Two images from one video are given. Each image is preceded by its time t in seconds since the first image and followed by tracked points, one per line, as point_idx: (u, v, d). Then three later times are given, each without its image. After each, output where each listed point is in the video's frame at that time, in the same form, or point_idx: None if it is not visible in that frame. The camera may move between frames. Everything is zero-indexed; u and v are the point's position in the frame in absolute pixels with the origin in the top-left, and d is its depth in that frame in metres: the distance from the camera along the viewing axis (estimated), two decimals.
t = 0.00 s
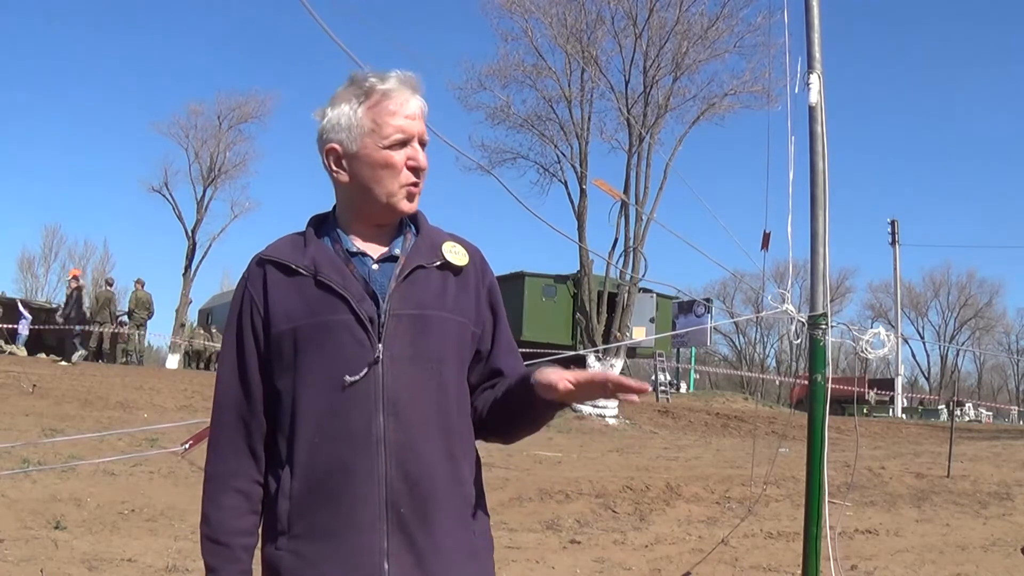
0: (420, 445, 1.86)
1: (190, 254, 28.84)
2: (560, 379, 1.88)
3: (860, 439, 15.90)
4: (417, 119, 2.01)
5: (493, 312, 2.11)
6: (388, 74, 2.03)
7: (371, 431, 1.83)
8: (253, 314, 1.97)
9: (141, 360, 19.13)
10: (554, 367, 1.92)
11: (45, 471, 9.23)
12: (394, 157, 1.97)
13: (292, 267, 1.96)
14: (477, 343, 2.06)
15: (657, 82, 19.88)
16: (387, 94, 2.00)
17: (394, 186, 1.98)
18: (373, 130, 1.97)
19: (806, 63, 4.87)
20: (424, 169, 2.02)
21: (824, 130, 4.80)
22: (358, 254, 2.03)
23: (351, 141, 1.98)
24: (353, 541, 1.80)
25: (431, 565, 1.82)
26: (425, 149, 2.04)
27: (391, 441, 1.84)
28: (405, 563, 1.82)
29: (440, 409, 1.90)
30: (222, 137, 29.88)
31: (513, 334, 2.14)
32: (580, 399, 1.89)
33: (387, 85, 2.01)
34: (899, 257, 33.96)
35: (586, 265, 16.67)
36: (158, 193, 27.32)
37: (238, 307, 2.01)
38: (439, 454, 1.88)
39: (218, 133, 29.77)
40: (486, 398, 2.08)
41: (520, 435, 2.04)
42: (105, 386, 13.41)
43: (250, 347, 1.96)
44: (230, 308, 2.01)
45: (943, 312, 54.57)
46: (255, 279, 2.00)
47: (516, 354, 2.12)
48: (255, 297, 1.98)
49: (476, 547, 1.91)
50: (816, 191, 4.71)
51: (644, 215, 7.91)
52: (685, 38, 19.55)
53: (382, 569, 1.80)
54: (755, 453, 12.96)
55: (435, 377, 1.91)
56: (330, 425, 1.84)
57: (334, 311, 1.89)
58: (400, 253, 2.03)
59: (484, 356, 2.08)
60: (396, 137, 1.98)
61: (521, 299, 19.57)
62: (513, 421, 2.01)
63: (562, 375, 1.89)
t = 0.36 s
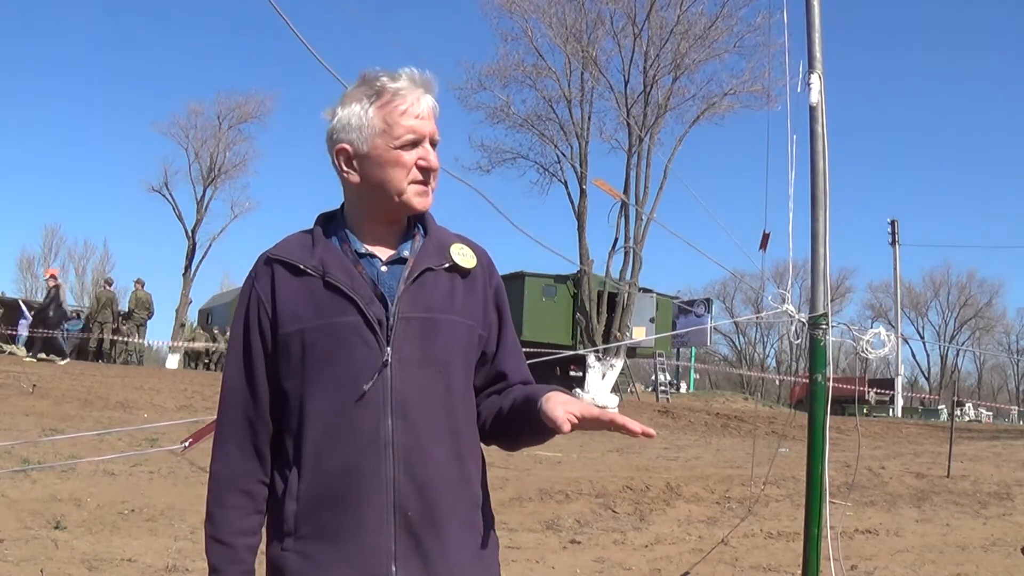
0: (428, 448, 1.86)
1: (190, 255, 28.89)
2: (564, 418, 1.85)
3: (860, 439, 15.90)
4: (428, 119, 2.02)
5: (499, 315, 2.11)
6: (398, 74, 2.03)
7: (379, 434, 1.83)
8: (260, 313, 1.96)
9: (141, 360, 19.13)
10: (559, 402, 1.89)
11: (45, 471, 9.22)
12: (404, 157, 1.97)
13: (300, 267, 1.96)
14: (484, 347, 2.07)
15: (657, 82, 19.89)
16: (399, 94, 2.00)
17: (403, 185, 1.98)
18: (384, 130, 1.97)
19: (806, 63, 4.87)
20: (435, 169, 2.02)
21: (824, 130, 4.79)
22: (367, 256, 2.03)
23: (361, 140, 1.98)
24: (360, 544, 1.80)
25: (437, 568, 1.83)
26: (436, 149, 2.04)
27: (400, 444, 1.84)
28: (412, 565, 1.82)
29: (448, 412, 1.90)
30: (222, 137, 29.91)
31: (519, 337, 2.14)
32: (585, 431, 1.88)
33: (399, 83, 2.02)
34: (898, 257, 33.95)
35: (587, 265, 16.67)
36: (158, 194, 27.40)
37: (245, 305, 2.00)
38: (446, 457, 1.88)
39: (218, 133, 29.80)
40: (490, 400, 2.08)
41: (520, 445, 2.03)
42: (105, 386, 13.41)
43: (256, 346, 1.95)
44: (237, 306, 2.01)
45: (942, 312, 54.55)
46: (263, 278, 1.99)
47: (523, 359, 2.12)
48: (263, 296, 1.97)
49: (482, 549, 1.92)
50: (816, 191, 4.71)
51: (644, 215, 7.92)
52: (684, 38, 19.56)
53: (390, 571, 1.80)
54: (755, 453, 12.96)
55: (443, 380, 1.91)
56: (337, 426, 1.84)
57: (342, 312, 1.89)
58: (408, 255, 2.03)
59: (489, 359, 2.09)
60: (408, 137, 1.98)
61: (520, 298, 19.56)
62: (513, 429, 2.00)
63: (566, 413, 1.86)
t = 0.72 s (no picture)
0: (432, 447, 1.87)
1: (190, 255, 28.91)
2: (567, 419, 1.88)
3: (860, 439, 15.89)
4: (401, 122, 1.97)
5: (505, 318, 2.12)
6: (386, 74, 2.00)
7: (383, 433, 1.83)
8: (266, 311, 1.94)
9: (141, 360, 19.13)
10: (560, 401, 1.92)
11: (45, 471, 9.23)
12: (370, 159, 1.96)
13: (307, 265, 1.96)
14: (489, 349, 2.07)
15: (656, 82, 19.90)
16: (374, 95, 1.97)
17: (369, 188, 1.97)
18: (354, 131, 1.97)
19: (806, 64, 4.87)
20: (402, 173, 1.97)
21: (824, 130, 4.79)
22: (375, 256, 2.04)
23: (340, 140, 2.01)
24: (363, 542, 1.80)
25: (439, 567, 1.84)
26: (410, 151, 1.98)
27: (404, 443, 1.84)
28: (414, 564, 1.83)
29: (452, 412, 1.91)
30: (222, 137, 29.93)
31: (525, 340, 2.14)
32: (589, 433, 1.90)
33: (378, 85, 1.99)
34: (899, 257, 33.94)
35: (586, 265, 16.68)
36: (158, 193, 27.40)
37: (250, 303, 1.98)
38: (449, 458, 1.89)
39: (218, 133, 29.83)
40: (495, 402, 2.08)
41: (525, 448, 2.04)
42: (105, 386, 13.41)
43: (262, 343, 1.93)
44: (243, 302, 1.99)
45: (942, 312, 54.55)
46: (269, 276, 1.98)
47: (528, 361, 2.13)
48: (270, 294, 1.96)
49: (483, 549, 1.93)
50: (817, 191, 4.71)
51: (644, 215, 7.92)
52: (684, 38, 19.56)
53: (392, 570, 1.81)
54: (755, 453, 12.96)
55: (448, 381, 1.92)
56: (342, 425, 1.84)
57: (349, 312, 1.89)
58: (415, 255, 2.04)
59: (495, 361, 2.08)
60: (374, 139, 1.96)
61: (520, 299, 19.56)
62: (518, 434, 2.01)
63: (569, 414, 1.88)
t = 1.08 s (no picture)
0: (434, 450, 1.86)
1: (190, 255, 28.88)
2: (564, 425, 1.88)
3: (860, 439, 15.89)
4: (413, 131, 1.97)
5: (515, 324, 2.10)
6: (399, 84, 2.00)
7: (386, 436, 1.84)
8: (275, 316, 1.95)
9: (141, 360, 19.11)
10: (561, 409, 1.91)
11: (45, 471, 9.22)
12: (380, 167, 1.97)
13: (317, 271, 1.96)
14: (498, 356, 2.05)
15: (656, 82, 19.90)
16: (386, 104, 1.98)
17: (377, 196, 1.97)
18: (366, 138, 1.98)
19: (806, 63, 4.87)
20: (412, 182, 1.97)
21: (824, 130, 4.79)
22: (383, 262, 2.03)
23: (351, 147, 2.01)
24: (363, 543, 1.81)
25: (439, 570, 1.83)
26: (420, 160, 1.98)
27: (406, 446, 1.84)
28: (414, 567, 1.83)
29: (455, 416, 1.90)
30: (222, 137, 29.91)
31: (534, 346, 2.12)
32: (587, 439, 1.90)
33: (391, 94, 1.99)
34: (899, 258, 33.90)
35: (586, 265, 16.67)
36: (158, 193, 27.38)
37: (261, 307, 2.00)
38: (452, 462, 1.88)
39: (218, 132, 29.82)
40: (502, 409, 2.06)
41: (530, 456, 2.02)
42: (105, 386, 13.40)
43: (270, 347, 1.94)
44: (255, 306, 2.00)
45: (943, 312, 54.52)
46: (279, 280, 2.00)
47: (537, 368, 2.10)
48: (279, 298, 1.97)
49: (485, 554, 1.92)
50: (817, 192, 4.70)
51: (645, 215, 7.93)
52: (684, 37, 19.56)
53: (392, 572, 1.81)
54: (756, 453, 12.95)
55: (452, 385, 1.91)
56: (346, 426, 1.84)
57: (355, 316, 1.89)
58: (424, 262, 2.02)
59: (503, 368, 2.07)
60: (385, 147, 1.96)
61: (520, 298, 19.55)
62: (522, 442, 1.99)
63: (567, 421, 1.88)
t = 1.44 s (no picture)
0: (459, 448, 1.86)
1: (190, 256, 28.90)
2: (584, 426, 1.85)
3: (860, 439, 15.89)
4: (443, 129, 1.99)
5: (549, 328, 2.07)
6: (434, 87, 2.03)
7: (412, 433, 1.84)
8: (310, 313, 1.99)
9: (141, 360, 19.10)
10: (585, 410, 1.89)
11: (45, 471, 9.22)
12: (412, 165, 1.99)
13: (353, 271, 1.99)
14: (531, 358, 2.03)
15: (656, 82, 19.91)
16: (417, 106, 2.01)
17: (409, 193, 1.99)
18: (399, 139, 2.01)
19: (806, 64, 4.87)
20: (442, 177, 1.97)
21: (824, 130, 4.79)
22: (417, 263, 2.04)
23: (388, 150, 2.05)
24: (385, 539, 1.81)
25: (459, 569, 1.82)
26: (451, 158, 1.99)
27: (431, 443, 1.84)
28: (434, 564, 1.82)
29: (481, 416, 1.89)
30: (222, 137, 29.93)
31: (569, 352, 2.08)
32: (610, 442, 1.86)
33: (424, 96, 2.02)
34: (899, 258, 33.86)
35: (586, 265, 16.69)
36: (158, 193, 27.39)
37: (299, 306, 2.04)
38: (477, 462, 1.87)
39: (218, 132, 29.83)
40: (533, 414, 2.02)
41: (559, 462, 1.98)
42: (105, 386, 13.40)
43: (306, 344, 1.98)
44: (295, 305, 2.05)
45: (943, 313, 54.48)
46: (317, 279, 2.03)
47: (572, 373, 2.07)
48: (316, 296, 2.01)
49: (507, 558, 1.90)
50: (817, 192, 4.71)
51: (644, 215, 7.94)
52: (684, 38, 19.57)
53: (412, 568, 1.81)
54: (756, 453, 12.96)
55: (480, 385, 1.90)
56: (372, 421, 1.86)
57: (387, 315, 1.92)
58: (458, 263, 2.03)
59: (536, 371, 2.04)
60: (416, 145, 1.99)
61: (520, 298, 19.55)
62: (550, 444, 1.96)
63: (587, 422, 1.85)
